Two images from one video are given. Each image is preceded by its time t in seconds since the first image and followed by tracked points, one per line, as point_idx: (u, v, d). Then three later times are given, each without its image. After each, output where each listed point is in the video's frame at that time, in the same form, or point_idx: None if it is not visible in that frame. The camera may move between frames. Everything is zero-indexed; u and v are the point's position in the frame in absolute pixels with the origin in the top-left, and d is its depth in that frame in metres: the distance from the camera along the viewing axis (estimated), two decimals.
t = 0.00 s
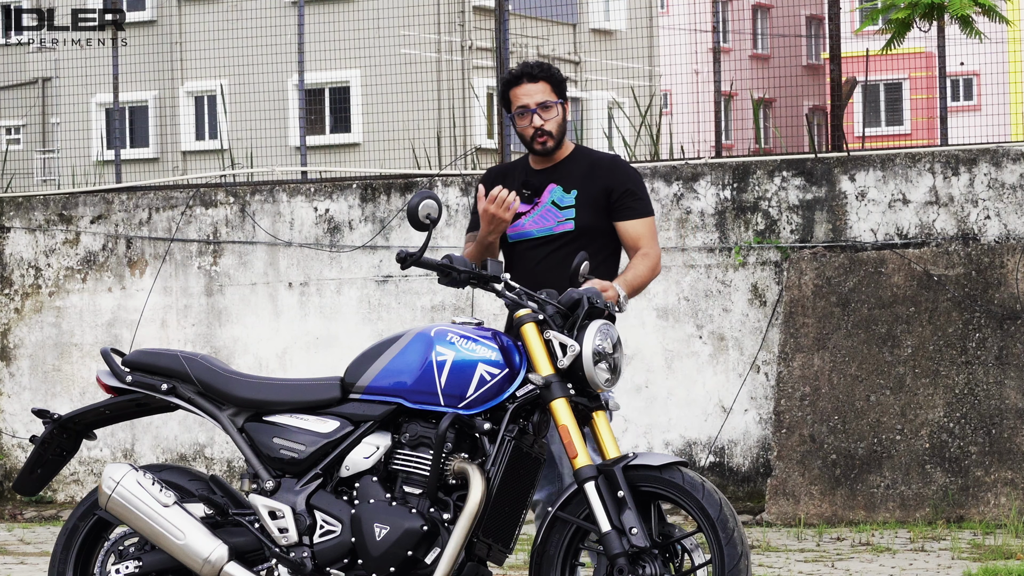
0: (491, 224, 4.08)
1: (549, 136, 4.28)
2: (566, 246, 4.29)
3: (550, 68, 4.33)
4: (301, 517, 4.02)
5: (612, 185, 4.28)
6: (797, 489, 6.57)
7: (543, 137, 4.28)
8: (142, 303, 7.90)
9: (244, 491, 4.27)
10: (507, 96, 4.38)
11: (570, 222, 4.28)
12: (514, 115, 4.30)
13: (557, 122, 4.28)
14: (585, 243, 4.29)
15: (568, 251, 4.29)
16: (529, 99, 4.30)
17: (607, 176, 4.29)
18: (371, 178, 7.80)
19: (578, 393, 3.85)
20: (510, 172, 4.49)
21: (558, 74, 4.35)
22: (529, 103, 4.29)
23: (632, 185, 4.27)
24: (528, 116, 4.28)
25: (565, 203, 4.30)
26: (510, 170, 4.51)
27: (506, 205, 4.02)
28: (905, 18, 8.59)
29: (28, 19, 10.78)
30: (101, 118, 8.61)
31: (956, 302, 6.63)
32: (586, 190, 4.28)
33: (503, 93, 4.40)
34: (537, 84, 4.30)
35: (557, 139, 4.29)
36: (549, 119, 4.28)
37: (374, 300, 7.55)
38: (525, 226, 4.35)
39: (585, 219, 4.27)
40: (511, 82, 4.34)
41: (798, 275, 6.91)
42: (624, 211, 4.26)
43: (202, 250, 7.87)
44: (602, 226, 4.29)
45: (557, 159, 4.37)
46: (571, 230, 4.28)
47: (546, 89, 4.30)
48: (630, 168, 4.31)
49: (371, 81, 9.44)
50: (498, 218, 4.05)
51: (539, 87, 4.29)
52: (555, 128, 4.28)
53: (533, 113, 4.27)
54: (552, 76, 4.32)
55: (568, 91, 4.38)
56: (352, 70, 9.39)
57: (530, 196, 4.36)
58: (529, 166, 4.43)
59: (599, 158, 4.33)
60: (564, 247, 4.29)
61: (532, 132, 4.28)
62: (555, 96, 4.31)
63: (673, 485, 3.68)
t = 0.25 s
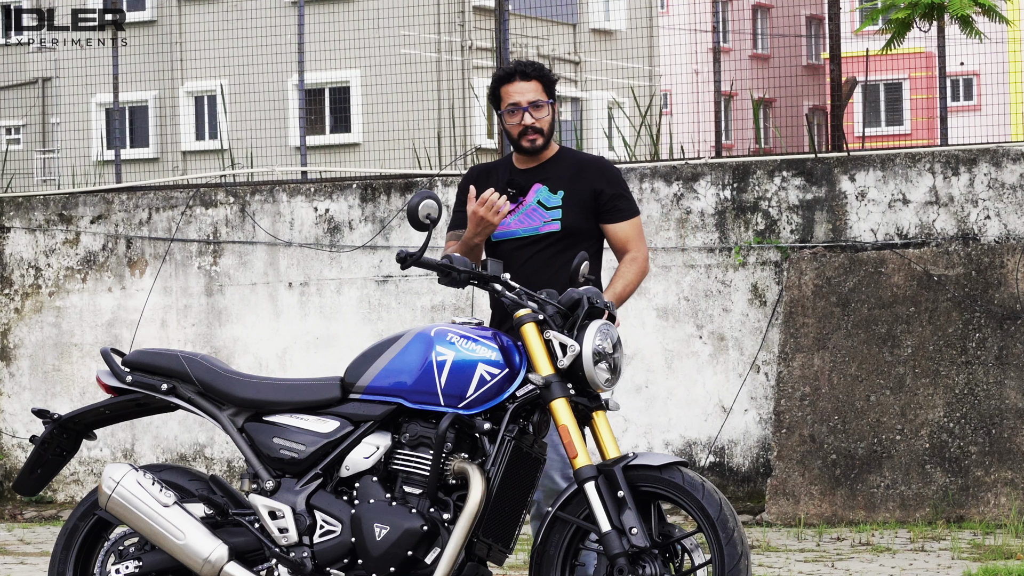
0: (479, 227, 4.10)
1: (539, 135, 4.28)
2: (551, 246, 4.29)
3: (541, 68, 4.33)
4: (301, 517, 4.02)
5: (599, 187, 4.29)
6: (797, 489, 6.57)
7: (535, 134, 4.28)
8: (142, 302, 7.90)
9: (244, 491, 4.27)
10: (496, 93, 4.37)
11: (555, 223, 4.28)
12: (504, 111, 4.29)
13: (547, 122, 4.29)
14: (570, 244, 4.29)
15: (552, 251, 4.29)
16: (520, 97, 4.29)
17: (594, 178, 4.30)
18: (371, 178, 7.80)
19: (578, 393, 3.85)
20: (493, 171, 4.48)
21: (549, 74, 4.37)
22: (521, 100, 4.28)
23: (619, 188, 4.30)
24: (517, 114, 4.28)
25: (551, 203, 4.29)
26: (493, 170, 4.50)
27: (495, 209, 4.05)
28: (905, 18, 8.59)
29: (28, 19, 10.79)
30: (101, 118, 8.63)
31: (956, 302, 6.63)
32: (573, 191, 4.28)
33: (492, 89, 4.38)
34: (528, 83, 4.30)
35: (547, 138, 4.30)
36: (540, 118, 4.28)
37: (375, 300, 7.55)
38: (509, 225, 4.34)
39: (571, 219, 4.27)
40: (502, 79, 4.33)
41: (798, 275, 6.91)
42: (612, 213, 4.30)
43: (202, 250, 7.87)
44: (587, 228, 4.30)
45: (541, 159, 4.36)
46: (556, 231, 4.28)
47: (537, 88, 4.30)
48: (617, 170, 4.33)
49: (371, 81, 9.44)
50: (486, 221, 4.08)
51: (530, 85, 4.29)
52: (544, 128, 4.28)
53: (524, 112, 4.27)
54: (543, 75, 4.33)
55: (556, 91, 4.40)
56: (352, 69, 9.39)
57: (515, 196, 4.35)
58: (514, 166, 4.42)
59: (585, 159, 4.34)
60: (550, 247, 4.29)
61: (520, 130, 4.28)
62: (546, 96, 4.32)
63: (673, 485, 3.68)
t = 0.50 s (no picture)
0: (464, 233, 4.06)
1: (527, 136, 4.28)
2: (538, 246, 4.30)
3: (531, 66, 4.30)
4: (301, 517, 4.02)
5: (586, 186, 4.31)
6: (797, 489, 6.57)
7: (523, 136, 4.28)
8: (142, 302, 7.90)
9: (244, 491, 4.27)
10: (486, 90, 4.35)
11: (542, 224, 4.28)
12: (493, 111, 4.29)
13: (535, 123, 4.29)
14: (558, 244, 4.31)
15: (541, 252, 4.30)
16: (509, 97, 4.28)
17: (581, 178, 4.31)
18: (371, 178, 7.80)
19: (578, 393, 3.85)
20: (480, 173, 4.48)
21: (539, 73, 4.34)
22: (510, 101, 4.27)
23: (607, 186, 4.34)
24: (506, 114, 4.28)
25: (538, 205, 4.30)
26: (479, 172, 4.51)
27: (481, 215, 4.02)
28: (905, 18, 8.60)
29: (28, 19, 10.79)
30: (101, 118, 8.63)
31: (956, 302, 6.63)
32: (559, 191, 4.29)
33: (481, 86, 4.37)
34: (518, 83, 4.29)
35: (535, 139, 4.30)
36: (529, 119, 4.27)
37: (375, 300, 7.55)
38: (497, 227, 4.35)
39: (559, 220, 4.28)
40: (491, 77, 4.31)
41: (797, 275, 6.91)
42: (604, 209, 4.34)
43: (202, 250, 7.88)
44: (575, 228, 4.31)
45: (528, 159, 4.37)
46: (544, 232, 4.28)
47: (526, 88, 4.29)
48: (603, 169, 4.34)
49: (371, 82, 9.44)
50: (471, 227, 4.04)
51: (519, 85, 4.28)
52: (532, 129, 4.28)
53: (513, 112, 4.26)
54: (532, 75, 4.31)
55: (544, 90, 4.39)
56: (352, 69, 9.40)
57: (501, 197, 4.35)
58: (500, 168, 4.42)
59: (571, 158, 4.34)
60: (538, 248, 4.30)
61: (508, 130, 4.28)
62: (535, 96, 4.31)
63: (673, 485, 3.68)
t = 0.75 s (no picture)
0: (448, 236, 4.13)
1: (511, 138, 4.28)
2: (517, 247, 4.30)
3: (521, 68, 4.31)
4: (301, 517, 4.02)
5: (569, 189, 4.32)
6: (797, 489, 6.57)
7: (507, 137, 4.28)
8: (142, 302, 7.90)
9: (244, 491, 4.27)
10: (474, 89, 4.36)
11: (524, 226, 4.29)
12: (480, 111, 4.29)
13: (521, 125, 4.30)
14: (537, 246, 4.31)
15: (519, 253, 4.31)
16: (496, 98, 4.29)
17: (563, 180, 4.32)
18: (371, 178, 7.80)
19: (578, 393, 3.85)
20: (465, 173, 4.49)
21: (528, 75, 4.35)
22: (497, 101, 4.28)
23: (590, 190, 4.35)
24: (493, 115, 4.28)
25: (520, 207, 4.30)
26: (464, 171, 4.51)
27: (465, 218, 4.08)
28: (905, 18, 8.60)
29: (28, 19, 10.79)
30: (101, 118, 8.64)
31: (956, 302, 6.63)
32: (543, 193, 4.30)
33: (470, 85, 4.38)
34: (506, 84, 4.29)
35: (519, 142, 4.30)
36: (514, 121, 4.28)
37: (375, 300, 7.55)
38: (479, 229, 4.36)
39: (541, 222, 4.28)
40: (479, 76, 4.32)
41: (797, 275, 6.91)
42: (585, 213, 4.35)
43: (202, 250, 7.88)
44: (555, 230, 4.31)
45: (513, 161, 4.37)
46: (524, 235, 4.28)
47: (515, 89, 4.29)
48: (588, 172, 4.35)
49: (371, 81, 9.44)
50: (454, 230, 4.11)
51: (508, 87, 4.28)
52: (518, 131, 4.29)
53: (499, 113, 4.27)
54: (521, 77, 4.31)
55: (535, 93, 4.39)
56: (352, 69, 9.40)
57: (484, 198, 4.35)
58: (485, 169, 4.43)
59: (557, 161, 4.35)
60: (517, 249, 4.30)
61: (495, 132, 4.29)
62: (523, 98, 4.31)
63: (672, 486, 3.68)
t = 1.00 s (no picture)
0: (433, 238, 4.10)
1: (498, 131, 4.29)
2: (500, 244, 4.29)
3: (516, 64, 4.33)
4: (301, 518, 4.02)
5: (555, 188, 4.33)
6: (797, 489, 6.57)
7: (493, 130, 4.29)
8: (142, 302, 7.90)
9: (244, 491, 4.27)
10: (468, 79, 4.39)
11: (508, 223, 4.29)
12: (470, 101, 4.31)
13: (509, 120, 4.30)
14: (521, 243, 4.30)
15: (503, 251, 4.30)
16: (487, 89, 4.30)
17: (549, 179, 4.33)
18: (371, 178, 7.80)
19: (578, 393, 3.85)
20: (451, 166, 4.50)
21: (523, 72, 4.35)
22: (488, 93, 4.30)
23: (576, 190, 4.35)
24: (482, 106, 4.30)
25: (506, 203, 4.30)
26: (452, 164, 4.52)
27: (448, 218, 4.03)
28: (905, 18, 8.59)
29: (28, 19, 10.80)
30: (101, 118, 8.64)
31: (956, 302, 6.63)
32: (529, 191, 4.31)
33: (465, 75, 4.40)
34: (499, 77, 4.31)
35: (507, 135, 4.30)
36: (503, 115, 4.29)
37: (375, 300, 7.55)
38: (462, 222, 4.35)
39: (525, 219, 4.28)
40: (473, 67, 4.35)
41: (797, 275, 6.90)
42: (569, 212, 4.36)
43: (202, 250, 7.88)
44: (538, 229, 4.31)
45: (500, 156, 4.39)
46: (508, 231, 4.28)
47: (506, 83, 4.30)
48: (576, 173, 4.35)
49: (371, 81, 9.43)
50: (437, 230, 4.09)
51: (499, 80, 4.30)
52: (504, 125, 4.29)
53: (488, 105, 4.29)
54: (516, 72, 4.32)
55: (529, 90, 4.40)
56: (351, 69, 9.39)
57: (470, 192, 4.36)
58: (472, 163, 4.44)
59: (544, 159, 4.35)
60: (500, 246, 4.29)
61: (481, 123, 4.30)
62: (514, 94, 4.32)
63: (672, 486, 3.68)
